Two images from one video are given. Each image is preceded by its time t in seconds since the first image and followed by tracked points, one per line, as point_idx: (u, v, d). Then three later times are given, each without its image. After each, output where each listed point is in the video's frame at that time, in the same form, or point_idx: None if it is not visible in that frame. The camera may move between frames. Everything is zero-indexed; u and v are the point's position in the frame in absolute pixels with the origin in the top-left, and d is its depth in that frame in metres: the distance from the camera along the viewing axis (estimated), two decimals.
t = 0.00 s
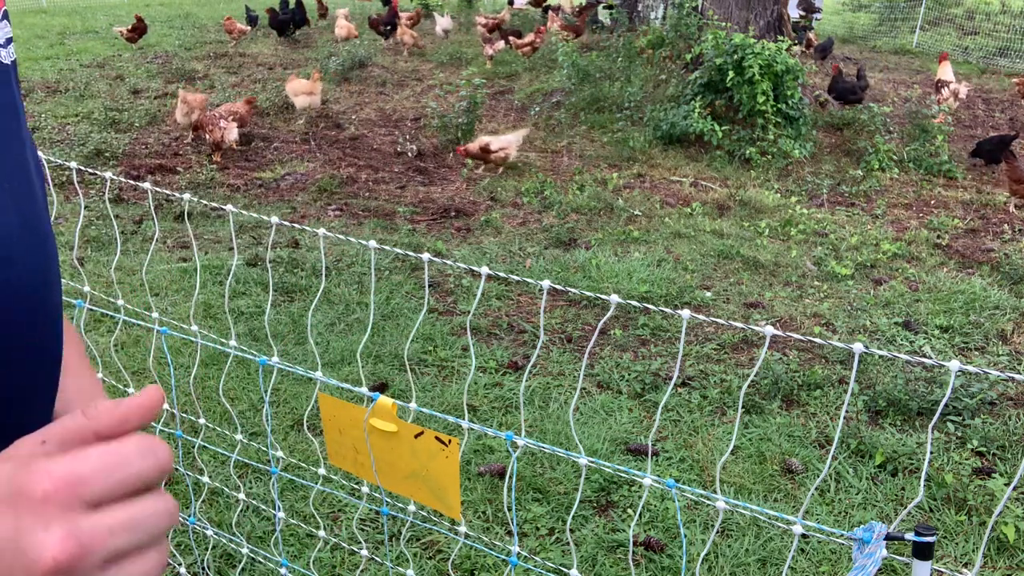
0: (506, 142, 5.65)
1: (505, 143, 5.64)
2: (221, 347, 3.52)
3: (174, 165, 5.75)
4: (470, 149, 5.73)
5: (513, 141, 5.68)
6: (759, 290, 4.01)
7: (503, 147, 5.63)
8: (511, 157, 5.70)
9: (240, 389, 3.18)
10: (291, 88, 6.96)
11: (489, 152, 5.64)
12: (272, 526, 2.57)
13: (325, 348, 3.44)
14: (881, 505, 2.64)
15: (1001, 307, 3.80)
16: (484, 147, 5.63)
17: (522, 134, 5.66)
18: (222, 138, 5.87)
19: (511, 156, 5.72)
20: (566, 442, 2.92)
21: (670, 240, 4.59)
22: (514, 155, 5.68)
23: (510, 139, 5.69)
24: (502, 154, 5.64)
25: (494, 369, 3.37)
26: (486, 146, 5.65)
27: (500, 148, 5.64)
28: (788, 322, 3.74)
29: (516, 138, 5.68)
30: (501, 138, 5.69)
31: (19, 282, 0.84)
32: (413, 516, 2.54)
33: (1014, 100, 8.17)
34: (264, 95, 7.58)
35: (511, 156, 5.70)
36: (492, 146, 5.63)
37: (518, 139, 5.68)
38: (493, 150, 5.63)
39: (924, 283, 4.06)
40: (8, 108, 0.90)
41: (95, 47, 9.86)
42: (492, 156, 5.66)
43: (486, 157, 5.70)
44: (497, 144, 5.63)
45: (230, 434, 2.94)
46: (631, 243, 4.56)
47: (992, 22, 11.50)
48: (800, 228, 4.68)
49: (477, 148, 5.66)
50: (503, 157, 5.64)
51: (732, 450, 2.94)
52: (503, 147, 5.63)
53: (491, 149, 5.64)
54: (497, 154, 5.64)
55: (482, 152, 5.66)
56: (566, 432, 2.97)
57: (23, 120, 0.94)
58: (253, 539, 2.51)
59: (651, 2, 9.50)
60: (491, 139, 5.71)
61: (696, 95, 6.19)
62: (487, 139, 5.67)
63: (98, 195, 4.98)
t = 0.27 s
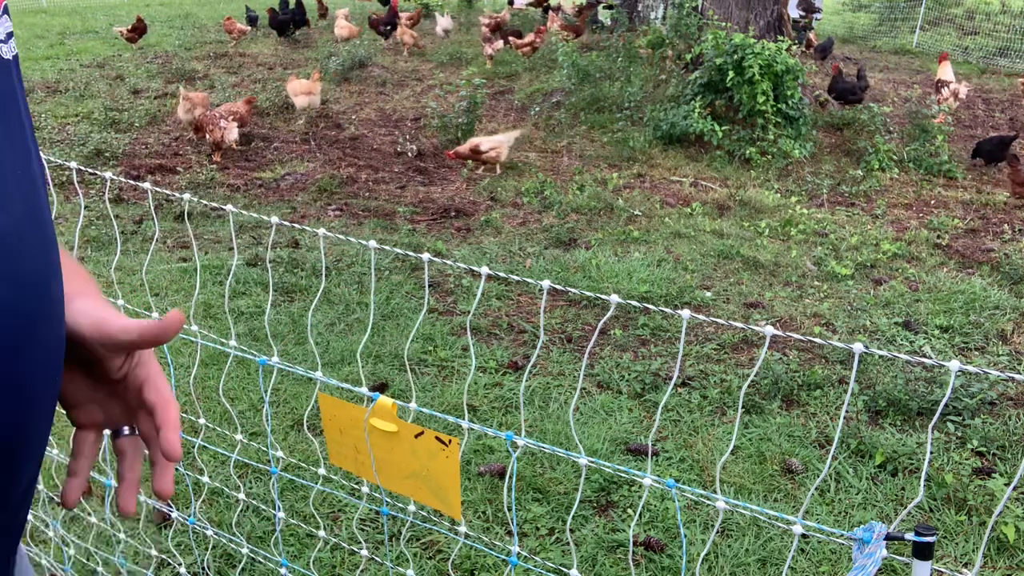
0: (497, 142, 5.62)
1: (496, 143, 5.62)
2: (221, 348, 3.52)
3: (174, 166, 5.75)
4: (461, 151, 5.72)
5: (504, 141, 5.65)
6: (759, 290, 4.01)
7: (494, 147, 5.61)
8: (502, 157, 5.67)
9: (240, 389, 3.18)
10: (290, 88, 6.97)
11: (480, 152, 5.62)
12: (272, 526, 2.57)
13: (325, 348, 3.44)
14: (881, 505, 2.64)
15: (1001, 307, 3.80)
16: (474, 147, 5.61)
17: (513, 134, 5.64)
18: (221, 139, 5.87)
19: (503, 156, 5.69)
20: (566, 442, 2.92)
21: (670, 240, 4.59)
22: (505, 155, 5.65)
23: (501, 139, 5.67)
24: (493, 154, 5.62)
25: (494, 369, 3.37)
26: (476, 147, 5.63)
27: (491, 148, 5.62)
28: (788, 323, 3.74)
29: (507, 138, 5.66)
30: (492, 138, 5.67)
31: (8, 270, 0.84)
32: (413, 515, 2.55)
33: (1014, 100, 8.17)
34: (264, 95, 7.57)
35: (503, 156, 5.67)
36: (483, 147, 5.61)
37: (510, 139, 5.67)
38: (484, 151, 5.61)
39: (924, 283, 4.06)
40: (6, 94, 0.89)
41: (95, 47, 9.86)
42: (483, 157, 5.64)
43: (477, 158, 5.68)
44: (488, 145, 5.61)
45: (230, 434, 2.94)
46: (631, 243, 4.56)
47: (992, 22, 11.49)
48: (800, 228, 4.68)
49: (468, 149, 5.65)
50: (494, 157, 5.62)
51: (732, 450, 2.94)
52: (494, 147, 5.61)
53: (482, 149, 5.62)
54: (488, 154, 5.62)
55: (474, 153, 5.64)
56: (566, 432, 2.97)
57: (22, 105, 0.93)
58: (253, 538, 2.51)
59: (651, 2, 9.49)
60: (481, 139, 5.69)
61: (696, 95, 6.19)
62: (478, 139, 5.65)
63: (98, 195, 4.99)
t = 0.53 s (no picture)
0: (494, 141, 5.62)
1: (493, 143, 5.61)
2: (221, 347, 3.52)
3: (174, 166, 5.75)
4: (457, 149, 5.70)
5: (501, 140, 5.65)
6: (759, 290, 4.01)
7: (491, 146, 5.61)
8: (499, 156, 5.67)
9: (240, 389, 3.18)
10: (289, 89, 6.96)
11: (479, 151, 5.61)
12: (272, 526, 2.57)
13: (325, 348, 3.44)
14: (881, 505, 2.64)
15: (1001, 307, 3.80)
16: (471, 147, 5.61)
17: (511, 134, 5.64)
18: (221, 139, 5.87)
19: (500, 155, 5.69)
20: (566, 442, 2.92)
21: (670, 240, 4.59)
22: (502, 154, 5.64)
23: (499, 138, 5.66)
24: (490, 153, 5.62)
25: (494, 369, 3.37)
26: (472, 147, 5.62)
27: (488, 147, 5.61)
28: (788, 322, 3.74)
29: (504, 138, 5.65)
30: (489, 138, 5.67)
31: (9, 271, 0.84)
32: (413, 515, 2.55)
33: (1014, 100, 8.17)
34: (264, 95, 7.57)
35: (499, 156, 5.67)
36: (480, 146, 5.60)
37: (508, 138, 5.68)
38: (481, 150, 5.61)
39: (925, 283, 4.06)
40: (8, 94, 0.88)
41: (95, 47, 9.86)
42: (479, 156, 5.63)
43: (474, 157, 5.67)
44: (485, 144, 5.60)
45: (230, 434, 2.94)
46: (631, 243, 4.56)
47: (992, 22, 11.49)
48: (800, 228, 4.68)
49: (464, 148, 5.63)
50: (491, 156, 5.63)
51: (732, 450, 2.94)
52: (492, 146, 5.61)
53: (480, 148, 5.61)
54: (485, 153, 5.61)
55: (471, 152, 5.62)
56: (566, 432, 2.97)
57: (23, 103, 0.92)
58: (253, 538, 2.51)
59: (651, 2, 9.49)
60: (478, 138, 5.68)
61: (697, 95, 6.19)
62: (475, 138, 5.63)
63: (98, 195, 4.99)
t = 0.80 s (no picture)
0: (491, 143, 5.64)
1: (490, 144, 5.63)
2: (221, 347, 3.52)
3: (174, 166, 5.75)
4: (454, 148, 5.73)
5: (499, 143, 5.66)
6: (759, 290, 4.01)
7: (487, 147, 5.62)
8: (495, 159, 5.67)
9: (240, 389, 3.18)
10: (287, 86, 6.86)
11: (476, 151, 5.64)
12: (272, 526, 2.57)
13: (325, 348, 3.44)
14: (881, 505, 2.64)
15: (1001, 307, 3.80)
16: (468, 145, 5.64)
17: (509, 136, 5.66)
18: (221, 139, 5.87)
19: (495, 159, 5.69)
20: (566, 442, 2.91)
21: (670, 240, 4.59)
22: (498, 156, 5.65)
23: (497, 139, 5.68)
24: (485, 154, 5.63)
25: (494, 369, 3.37)
26: (470, 145, 5.65)
27: (484, 148, 5.63)
28: (788, 322, 3.74)
29: (502, 140, 5.66)
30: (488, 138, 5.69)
31: (9, 268, 0.83)
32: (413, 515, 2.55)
33: (1014, 100, 8.17)
34: (264, 95, 7.57)
35: (495, 158, 5.68)
36: (476, 145, 5.63)
37: (507, 141, 5.69)
38: (477, 149, 5.63)
39: (924, 283, 4.06)
40: (11, 95, 0.88)
41: (96, 47, 9.86)
42: (474, 155, 5.65)
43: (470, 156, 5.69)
44: (482, 144, 5.63)
45: (231, 434, 2.94)
46: (631, 243, 4.56)
47: (992, 22, 11.48)
48: (800, 228, 4.68)
49: (461, 146, 5.66)
50: (486, 157, 5.64)
51: (732, 450, 2.94)
52: (489, 147, 5.63)
53: (476, 148, 5.64)
54: (480, 153, 5.63)
55: (467, 151, 5.65)
56: (566, 432, 2.97)
57: (26, 104, 0.92)
58: (253, 538, 2.51)
59: (651, 2, 9.49)
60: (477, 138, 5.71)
61: (697, 95, 6.19)
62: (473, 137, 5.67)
63: (98, 195, 4.99)
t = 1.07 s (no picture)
0: (479, 142, 5.71)
1: (478, 144, 5.69)
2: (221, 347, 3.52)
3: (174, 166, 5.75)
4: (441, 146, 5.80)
5: (487, 143, 5.73)
6: (759, 290, 4.01)
7: (475, 146, 5.69)
8: (483, 159, 5.73)
9: (240, 389, 3.18)
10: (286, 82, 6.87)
11: (464, 151, 5.71)
12: (272, 526, 2.57)
13: (325, 348, 3.44)
14: (881, 505, 2.64)
15: (1001, 307, 3.80)
16: (456, 144, 5.72)
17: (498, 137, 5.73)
18: (222, 138, 5.86)
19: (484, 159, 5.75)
20: (566, 442, 2.91)
21: (670, 240, 4.59)
22: (485, 156, 5.72)
23: (485, 139, 5.74)
24: (472, 154, 5.70)
25: (494, 369, 3.37)
26: (458, 144, 5.72)
27: (472, 148, 5.70)
28: (788, 322, 3.74)
29: (490, 141, 5.73)
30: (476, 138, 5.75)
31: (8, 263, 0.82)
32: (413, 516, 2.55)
33: (1014, 100, 8.17)
34: (264, 95, 7.57)
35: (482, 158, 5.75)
36: (464, 145, 5.69)
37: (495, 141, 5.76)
38: (465, 149, 5.70)
39: (924, 283, 4.06)
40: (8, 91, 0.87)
41: (95, 47, 9.86)
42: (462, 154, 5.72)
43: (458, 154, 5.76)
44: (470, 143, 5.69)
45: (230, 434, 2.94)
46: (631, 243, 4.56)
47: (992, 22, 11.48)
48: (800, 228, 4.68)
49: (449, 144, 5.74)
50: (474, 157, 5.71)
51: (732, 450, 2.94)
52: (477, 147, 5.70)
53: (464, 147, 5.71)
54: (467, 152, 5.70)
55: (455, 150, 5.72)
56: (566, 432, 2.97)
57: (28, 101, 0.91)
58: (253, 538, 2.51)
59: (651, 2, 9.50)
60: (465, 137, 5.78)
61: (697, 95, 6.19)
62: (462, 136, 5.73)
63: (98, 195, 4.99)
